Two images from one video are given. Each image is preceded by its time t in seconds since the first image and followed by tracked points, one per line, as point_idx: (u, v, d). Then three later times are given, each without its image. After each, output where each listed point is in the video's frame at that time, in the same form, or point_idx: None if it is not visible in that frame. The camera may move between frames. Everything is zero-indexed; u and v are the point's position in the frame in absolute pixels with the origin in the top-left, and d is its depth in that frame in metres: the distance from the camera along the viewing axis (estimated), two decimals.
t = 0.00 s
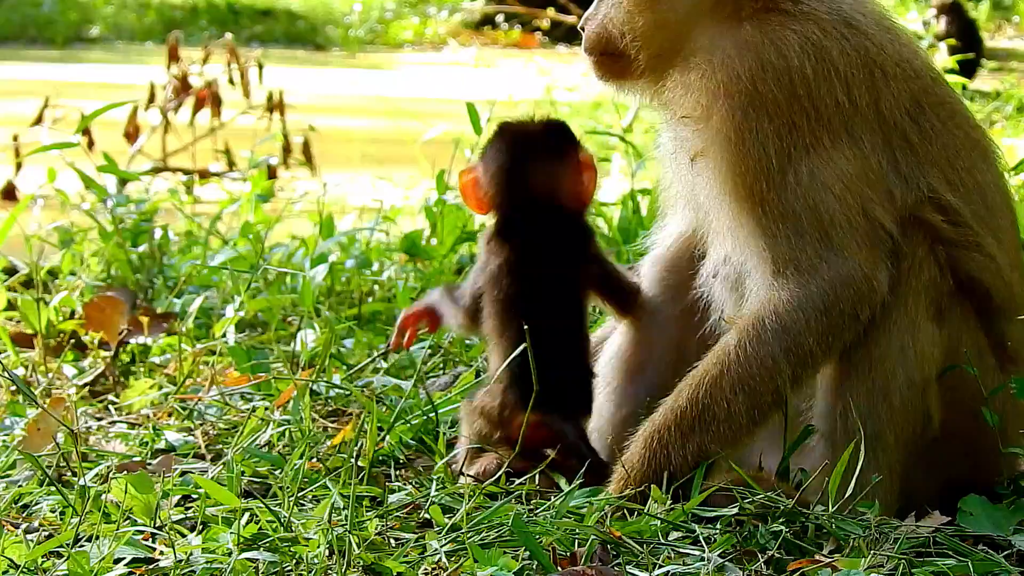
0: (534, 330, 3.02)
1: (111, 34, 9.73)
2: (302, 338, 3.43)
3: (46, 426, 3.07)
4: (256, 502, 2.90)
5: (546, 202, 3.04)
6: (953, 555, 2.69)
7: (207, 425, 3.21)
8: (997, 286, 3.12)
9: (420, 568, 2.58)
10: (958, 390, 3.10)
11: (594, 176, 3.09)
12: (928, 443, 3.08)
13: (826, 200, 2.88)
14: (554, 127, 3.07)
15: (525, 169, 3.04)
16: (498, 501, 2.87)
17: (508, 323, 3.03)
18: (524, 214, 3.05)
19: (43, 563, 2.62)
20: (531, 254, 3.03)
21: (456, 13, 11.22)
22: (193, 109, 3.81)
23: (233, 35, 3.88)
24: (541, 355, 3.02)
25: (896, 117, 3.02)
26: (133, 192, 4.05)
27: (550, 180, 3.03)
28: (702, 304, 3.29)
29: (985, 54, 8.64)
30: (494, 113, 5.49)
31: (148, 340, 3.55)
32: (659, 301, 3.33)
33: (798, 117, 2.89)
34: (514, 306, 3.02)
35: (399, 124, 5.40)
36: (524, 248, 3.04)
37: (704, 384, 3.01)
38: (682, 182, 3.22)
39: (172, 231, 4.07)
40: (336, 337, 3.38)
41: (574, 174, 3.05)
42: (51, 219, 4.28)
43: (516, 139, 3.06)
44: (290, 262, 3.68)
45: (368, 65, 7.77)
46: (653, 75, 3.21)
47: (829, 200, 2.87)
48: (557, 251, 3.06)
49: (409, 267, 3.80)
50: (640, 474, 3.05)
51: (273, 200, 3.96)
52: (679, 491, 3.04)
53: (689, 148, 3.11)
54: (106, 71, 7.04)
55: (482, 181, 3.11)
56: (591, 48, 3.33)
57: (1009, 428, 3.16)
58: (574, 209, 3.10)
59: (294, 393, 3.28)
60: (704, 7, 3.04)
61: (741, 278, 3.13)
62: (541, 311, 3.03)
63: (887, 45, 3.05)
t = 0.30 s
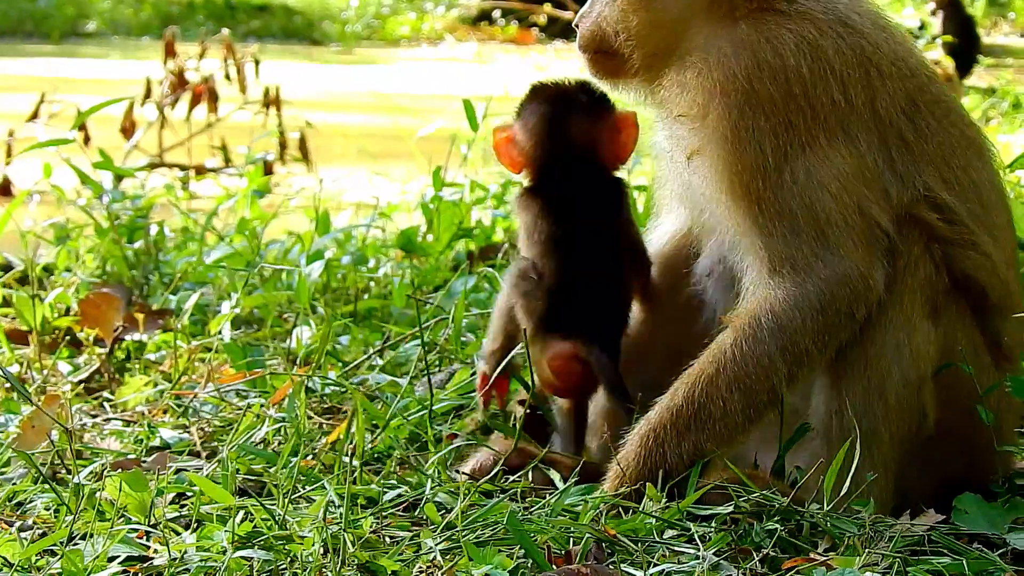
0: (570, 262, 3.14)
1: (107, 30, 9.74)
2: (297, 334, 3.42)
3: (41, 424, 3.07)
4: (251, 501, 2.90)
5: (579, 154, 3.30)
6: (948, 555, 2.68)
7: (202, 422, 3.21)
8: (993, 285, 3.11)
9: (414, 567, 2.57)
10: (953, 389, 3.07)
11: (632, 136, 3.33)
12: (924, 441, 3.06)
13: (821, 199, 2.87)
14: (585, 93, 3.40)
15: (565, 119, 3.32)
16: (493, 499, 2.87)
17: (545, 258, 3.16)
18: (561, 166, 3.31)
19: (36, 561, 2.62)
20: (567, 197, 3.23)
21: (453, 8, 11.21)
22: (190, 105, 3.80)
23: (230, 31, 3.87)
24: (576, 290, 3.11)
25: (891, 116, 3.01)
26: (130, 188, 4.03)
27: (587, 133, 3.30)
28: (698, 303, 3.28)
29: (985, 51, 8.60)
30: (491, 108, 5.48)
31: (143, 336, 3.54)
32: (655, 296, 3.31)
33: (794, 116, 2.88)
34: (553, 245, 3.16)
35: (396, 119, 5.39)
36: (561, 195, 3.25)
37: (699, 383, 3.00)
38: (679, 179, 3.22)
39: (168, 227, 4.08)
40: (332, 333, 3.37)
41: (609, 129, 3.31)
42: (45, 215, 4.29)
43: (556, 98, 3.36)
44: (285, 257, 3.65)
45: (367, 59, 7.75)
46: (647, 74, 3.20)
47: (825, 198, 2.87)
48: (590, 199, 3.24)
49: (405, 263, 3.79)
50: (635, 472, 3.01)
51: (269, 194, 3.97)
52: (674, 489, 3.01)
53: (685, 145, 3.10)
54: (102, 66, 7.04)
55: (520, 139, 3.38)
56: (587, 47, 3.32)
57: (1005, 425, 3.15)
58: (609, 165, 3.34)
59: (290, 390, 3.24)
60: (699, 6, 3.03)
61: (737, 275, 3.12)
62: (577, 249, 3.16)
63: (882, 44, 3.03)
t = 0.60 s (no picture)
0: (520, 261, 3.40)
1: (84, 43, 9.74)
2: (262, 356, 3.43)
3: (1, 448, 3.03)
4: (214, 524, 2.77)
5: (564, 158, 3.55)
6: None
7: (165, 446, 3.11)
8: (956, 307, 3.01)
9: None
10: (917, 411, 2.97)
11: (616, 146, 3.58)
12: (887, 465, 2.95)
13: (786, 220, 2.76)
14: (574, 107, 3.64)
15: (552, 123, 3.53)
16: (456, 523, 2.78)
17: (499, 249, 3.42)
18: (551, 166, 3.55)
19: None
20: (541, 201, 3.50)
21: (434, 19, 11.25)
22: (158, 123, 3.74)
23: (198, 49, 3.83)
24: (520, 283, 3.37)
25: (856, 138, 2.89)
26: (94, 209, 4.09)
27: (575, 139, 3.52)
28: (662, 323, 3.25)
29: (954, 67, 8.69)
30: (462, 124, 5.48)
31: (107, 359, 3.51)
32: (618, 317, 3.31)
33: (757, 137, 2.77)
34: (518, 235, 3.45)
35: (365, 137, 5.37)
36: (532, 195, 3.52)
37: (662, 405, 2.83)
38: (642, 198, 3.11)
39: (134, 247, 4.12)
40: (297, 355, 3.38)
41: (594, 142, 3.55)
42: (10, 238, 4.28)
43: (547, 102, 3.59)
44: (250, 280, 3.78)
45: (337, 77, 7.70)
46: (609, 97, 3.06)
47: (788, 220, 2.75)
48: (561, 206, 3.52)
49: (370, 284, 3.83)
50: (598, 496, 2.87)
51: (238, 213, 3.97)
52: (637, 513, 2.86)
53: (648, 165, 3.00)
54: (77, 83, 7.01)
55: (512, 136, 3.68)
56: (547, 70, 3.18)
57: (972, 448, 3.09)
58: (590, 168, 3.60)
59: (254, 413, 3.17)
60: (663, 25, 2.90)
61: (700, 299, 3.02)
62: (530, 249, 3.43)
63: (846, 66, 2.93)
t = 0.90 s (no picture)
0: (505, 312, 3.55)
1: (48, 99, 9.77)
2: (225, 416, 3.42)
3: None
4: None
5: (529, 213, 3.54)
6: None
7: (128, 505, 3.08)
8: (917, 363, 3.01)
9: None
10: (881, 467, 2.98)
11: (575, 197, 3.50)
12: (849, 523, 2.97)
13: (745, 276, 2.75)
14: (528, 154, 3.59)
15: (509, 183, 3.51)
16: None
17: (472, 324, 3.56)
18: (513, 226, 3.58)
19: None
20: (508, 256, 3.60)
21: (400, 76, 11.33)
22: (121, 181, 3.75)
23: (160, 108, 3.84)
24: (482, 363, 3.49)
25: (815, 194, 2.89)
26: (58, 269, 4.10)
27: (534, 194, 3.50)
28: (626, 381, 3.20)
29: (917, 121, 8.75)
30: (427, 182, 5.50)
31: (69, 418, 3.49)
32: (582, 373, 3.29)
33: (715, 194, 2.78)
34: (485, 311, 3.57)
35: (329, 196, 5.39)
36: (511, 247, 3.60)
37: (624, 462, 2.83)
38: (603, 256, 3.12)
39: (98, 306, 4.11)
40: (259, 415, 3.38)
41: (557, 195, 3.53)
42: None
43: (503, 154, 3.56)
44: (213, 338, 3.71)
45: (300, 136, 7.72)
46: (571, 157, 3.12)
47: (748, 277, 2.75)
48: (537, 251, 3.58)
49: (333, 342, 3.86)
50: (562, 553, 2.86)
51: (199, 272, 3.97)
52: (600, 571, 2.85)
53: (607, 222, 3.00)
54: (41, 142, 7.03)
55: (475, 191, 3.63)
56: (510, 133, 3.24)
57: (935, 503, 3.11)
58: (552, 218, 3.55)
59: (217, 471, 3.15)
60: (624, 84, 2.95)
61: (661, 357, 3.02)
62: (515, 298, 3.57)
63: (805, 123, 2.94)
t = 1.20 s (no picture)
0: (512, 346, 3.40)
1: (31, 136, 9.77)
2: (210, 453, 3.41)
3: None
4: None
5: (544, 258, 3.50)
6: None
7: (114, 541, 3.07)
8: (902, 397, 3.02)
9: None
10: (863, 500, 2.99)
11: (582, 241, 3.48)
12: (834, 557, 2.98)
13: (729, 311, 2.75)
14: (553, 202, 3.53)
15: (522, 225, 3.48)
16: None
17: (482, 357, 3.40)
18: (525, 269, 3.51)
19: None
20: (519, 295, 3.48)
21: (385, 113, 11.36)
22: (106, 219, 3.77)
23: (145, 145, 3.85)
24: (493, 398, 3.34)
25: (800, 229, 2.90)
26: (42, 306, 4.08)
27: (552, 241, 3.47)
28: (610, 416, 3.21)
29: (901, 156, 8.78)
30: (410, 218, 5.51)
31: (55, 455, 3.47)
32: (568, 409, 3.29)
33: (699, 229, 2.78)
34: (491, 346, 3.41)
35: (313, 232, 5.39)
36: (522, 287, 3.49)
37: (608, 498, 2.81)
38: (585, 293, 3.12)
39: (82, 343, 4.09)
40: (244, 451, 3.37)
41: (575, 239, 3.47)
42: None
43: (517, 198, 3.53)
44: (198, 373, 3.67)
45: (284, 173, 7.73)
46: (554, 195, 3.14)
47: (732, 311, 2.75)
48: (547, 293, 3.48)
49: (318, 378, 3.85)
50: None
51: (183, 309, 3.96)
52: None
53: (590, 258, 3.01)
54: (25, 180, 7.03)
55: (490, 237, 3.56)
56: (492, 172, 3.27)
57: (919, 538, 3.11)
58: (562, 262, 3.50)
59: (202, 507, 3.14)
60: (608, 121, 2.98)
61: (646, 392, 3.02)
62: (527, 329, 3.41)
63: (789, 158, 2.96)
